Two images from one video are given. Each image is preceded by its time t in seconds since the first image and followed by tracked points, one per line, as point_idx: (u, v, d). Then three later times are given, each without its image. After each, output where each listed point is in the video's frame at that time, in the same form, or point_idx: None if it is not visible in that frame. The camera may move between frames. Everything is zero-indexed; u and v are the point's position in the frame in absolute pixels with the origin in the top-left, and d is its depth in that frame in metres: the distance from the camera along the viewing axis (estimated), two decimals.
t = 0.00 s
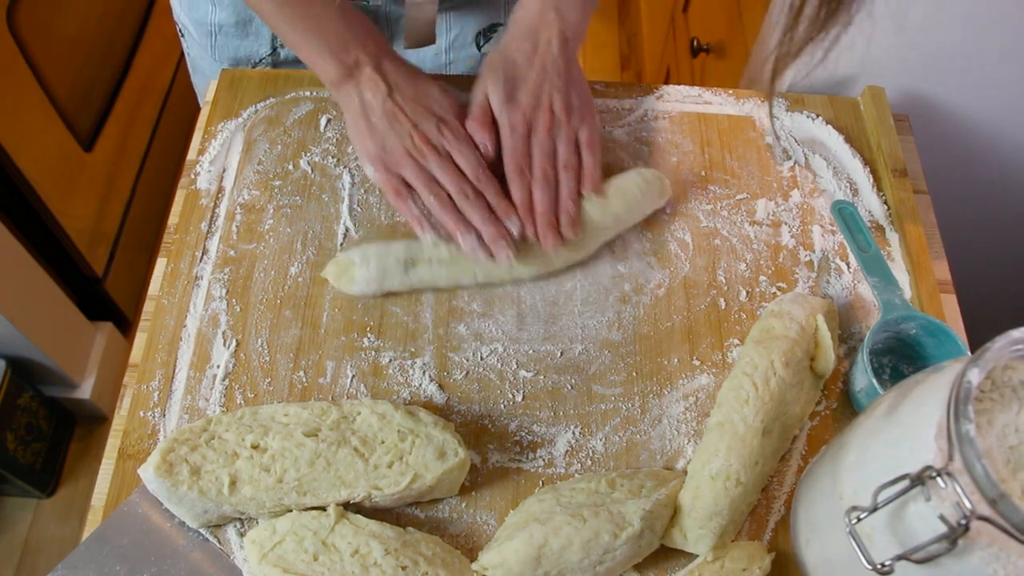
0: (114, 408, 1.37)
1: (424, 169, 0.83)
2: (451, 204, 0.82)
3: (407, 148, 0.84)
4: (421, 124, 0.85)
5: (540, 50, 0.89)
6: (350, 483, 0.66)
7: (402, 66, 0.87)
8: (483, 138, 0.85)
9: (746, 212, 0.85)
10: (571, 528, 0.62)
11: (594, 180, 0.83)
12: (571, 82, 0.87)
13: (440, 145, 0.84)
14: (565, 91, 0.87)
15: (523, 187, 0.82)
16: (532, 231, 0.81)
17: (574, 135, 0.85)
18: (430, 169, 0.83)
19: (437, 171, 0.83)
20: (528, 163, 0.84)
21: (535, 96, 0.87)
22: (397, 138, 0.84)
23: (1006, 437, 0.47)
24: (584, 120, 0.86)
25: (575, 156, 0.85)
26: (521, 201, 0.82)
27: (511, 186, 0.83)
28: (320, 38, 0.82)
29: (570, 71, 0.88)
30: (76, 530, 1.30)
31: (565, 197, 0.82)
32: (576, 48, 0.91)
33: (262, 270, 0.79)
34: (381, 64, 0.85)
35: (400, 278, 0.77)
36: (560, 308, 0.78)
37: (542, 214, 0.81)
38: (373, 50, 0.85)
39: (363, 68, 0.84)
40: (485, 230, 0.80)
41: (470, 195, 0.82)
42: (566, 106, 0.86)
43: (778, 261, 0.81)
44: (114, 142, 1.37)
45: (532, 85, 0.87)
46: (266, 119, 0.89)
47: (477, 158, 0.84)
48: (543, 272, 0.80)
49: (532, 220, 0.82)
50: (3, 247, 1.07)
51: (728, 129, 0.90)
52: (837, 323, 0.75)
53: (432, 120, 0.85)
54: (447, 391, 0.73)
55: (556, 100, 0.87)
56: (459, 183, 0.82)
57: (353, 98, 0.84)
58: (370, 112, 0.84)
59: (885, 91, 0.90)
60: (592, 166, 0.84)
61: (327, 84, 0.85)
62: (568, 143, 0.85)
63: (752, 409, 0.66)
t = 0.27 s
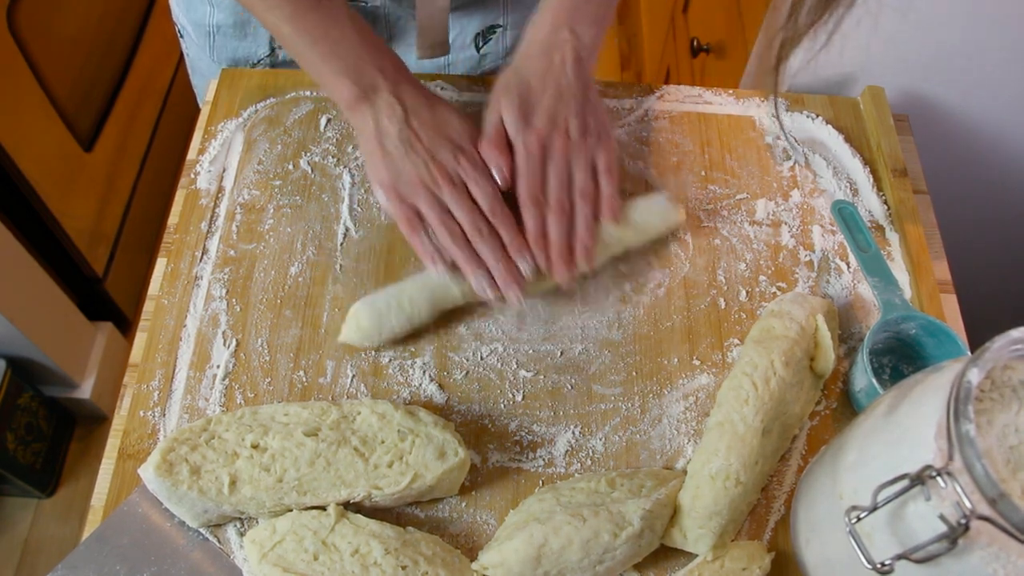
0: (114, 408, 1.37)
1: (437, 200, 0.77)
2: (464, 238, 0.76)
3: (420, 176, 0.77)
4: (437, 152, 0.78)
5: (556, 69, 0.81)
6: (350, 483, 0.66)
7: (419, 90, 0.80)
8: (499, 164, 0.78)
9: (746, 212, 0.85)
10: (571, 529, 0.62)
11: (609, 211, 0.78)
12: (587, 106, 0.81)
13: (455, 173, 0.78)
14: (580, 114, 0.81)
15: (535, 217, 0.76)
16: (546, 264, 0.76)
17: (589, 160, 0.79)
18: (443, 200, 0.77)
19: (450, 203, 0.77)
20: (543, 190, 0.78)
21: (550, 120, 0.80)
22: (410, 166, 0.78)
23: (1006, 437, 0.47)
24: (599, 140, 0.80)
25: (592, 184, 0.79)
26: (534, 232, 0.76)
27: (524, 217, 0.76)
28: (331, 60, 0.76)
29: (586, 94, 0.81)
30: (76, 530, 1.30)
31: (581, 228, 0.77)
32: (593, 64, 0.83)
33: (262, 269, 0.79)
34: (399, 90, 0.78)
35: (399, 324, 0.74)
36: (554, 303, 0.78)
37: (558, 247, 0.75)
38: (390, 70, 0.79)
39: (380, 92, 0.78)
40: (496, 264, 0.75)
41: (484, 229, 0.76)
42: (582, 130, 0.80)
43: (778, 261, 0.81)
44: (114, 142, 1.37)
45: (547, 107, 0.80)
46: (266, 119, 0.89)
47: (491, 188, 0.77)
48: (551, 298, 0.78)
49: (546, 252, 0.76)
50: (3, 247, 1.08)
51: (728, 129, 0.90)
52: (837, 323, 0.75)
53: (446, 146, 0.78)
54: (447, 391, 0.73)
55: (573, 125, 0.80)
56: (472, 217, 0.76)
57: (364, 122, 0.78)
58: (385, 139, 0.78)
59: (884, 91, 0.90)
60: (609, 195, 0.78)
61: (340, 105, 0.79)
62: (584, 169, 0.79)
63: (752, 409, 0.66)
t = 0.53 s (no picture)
0: (114, 408, 1.37)
1: (428, 172, 0.82)
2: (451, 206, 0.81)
3: (410, 149, 0.83)
4: (427, 126, 0.83)
5: (545, 54, 0.86)
6: (350, 484, 0.66)
7: (412, 67, 0.86)
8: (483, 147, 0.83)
9: (746, 212, 0.85)
10: (571, 529, 0.62)
11: (597, 189, 0.82)
12: (575, 90, 0.86)
13: (445, 148, 0.83)
14: (568, 98, 0.85)
15: (523, 195, 0.80)
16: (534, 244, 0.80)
17: (576, 141, 0.84)
18: (432, 173, 0.82)
19: (440, 175, 0.82)
20: (531, 167, 0.82)
21: (541, 102, 0.85)
22: (402, 141, 0.83)
23: (1006, 437, 0.47)
24: (585, 125, 0.84)
25: (578, 164, 0.83)
26: (521, 208, 0.80)
27: (512, 193, 0.81)
28: (325, 35, 0.82)
29: (574, 83, 0.86)
30: (76, 530, 1.30)
31: (569, 208, 0.81)
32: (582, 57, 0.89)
33: (262, 270, 0.79)
34: (392, 65, 0.84)
35: (395, 278, 0.77)
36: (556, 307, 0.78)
37: (546, 224, 0.80)
38: (387, 53, 0.85)
39: (374, 68, 0.83)
40: (482, 233, 0.79)
41: (471, 198, 0.81)
42: (568, 114, 0.84)
43: (778, 261, 0.81)
44: (114, 141, 1.37)
45: (536, 90, 0.85)
46: (266, 119, 0.89)
47: (481, 162, 0.82)
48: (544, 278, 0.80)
49: (532, 227, 0.80)
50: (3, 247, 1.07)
51: (729, 129, 0.90)
52: (837, 323, 0.75)
53: (438, 124, 0.84)
54: (447, 391, 0.73)
55: (561, 107, 0.85)
56: (460, 186, 0.81)
57: (364, 100, 0.83)
58: (380, 114, 0.83)
59: (885, 91, 0.90)
60: (595, 174, 0.83)
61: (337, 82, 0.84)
62: (571, 151, 0.83)
63: (752, 409, 0.66)
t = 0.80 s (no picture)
0: (114, 408, 1.37)
1: (473, 292, 0.74)
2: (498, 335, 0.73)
3: (452, 263, 0.74)
4: (472, 237, 0.75)
5: (596, 141, 0.79)
6: (350, 483, 0.66)
7: (451, 165, 0.78)
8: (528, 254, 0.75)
9: (745, 212, 0.85)
10: (571, 529, 0.62)
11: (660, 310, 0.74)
12: (632, 199, 0.78)
13: (491, 260, 0.75)
14: (627, 199, 0.78)
15: (581, 319, 0.73)
16: (592, 372, 0.73)
17: (638, 253, 0.77)
18: (478, 291, 0.74)
19: (490, 296, 0.73)
20: (589, 286, 0.75)
21: (597, 207, 0.77)
22: (442, 253, 0.75)
23: (1006, 437, 0.47)
24: (648, 232, 0.77)
25: (639, 281, 0.75)
26: (578, 334, 0.73)
27: (569, 316, 0.73)
28: (360, 133, 0.74)
29: (632, 174, 0.79)
30: (76, 530, 1.30)
31: (630, 328, 0.74)
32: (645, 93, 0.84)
33: (262, 270, 0.79)
34: (430, 165, 0.77)
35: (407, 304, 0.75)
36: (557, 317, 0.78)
37: (603, 353, 0.72)
38: (426, 149, 0.77)
39: (412, 170, 0.76)
40: (535, 370, 0.71)
41: (525, 327, 0.73)
42: (629, 215, 0.78)
43: (778, 261, 0.81)
44: (114, 142, 1.37)
45: (592, 193, 0.78)
46: (266, 119, 0.89)
47: (534, 281, 0.74)
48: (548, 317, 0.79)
49: (591, 355, 0.73)
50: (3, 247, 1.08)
51: (728, 129, 0.90)
52: (837, 323, 0.75)
53: (484, 233, 0.76)
54: (447, 391, 0.73)
55: (619, 210, 0.78)
56: (513, 314, 0.73)
57: (397, 201, 0.76)
58: (416, 218, 0.76)
59: (884, 91, 0.91)
60: (658, 292, 0.75)
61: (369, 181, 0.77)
62: (633, 263, 0.76)
63: (752, 409, 0.66)
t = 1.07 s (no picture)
0: (115, 408, 1.37)
1: (425, 161, 0.85)
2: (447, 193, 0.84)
3: (408, 135, 0.86)
4: (423, 110, 0.87)
5: (538, 39, 0.90)
6: (350, 483, 0.66)
7: (411, 54, 0.90)
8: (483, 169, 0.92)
9: (745, 212, 0.85)
10: (571, 528, 0.62)
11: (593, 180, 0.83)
12: (575, 75, 0.89)
13: (440, 132, 0.86)
14: (565, 78, 0.89)
15: (519, 180, 0.83)
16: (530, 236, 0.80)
17: (574, 125, 0.87)
18: (427, 156, 0.85)
19: (438, 166, 0.85)
20: (526, 155, 0.85)
21: (537, 87, 0.88)
22: (402, 126, 0.86)
23: (1006, 437, 0.47)
24: (583, 108, 0.88)
25: (573, 149, 0.85)
26: (516, 190, 0.83)
27: (509, 177, 0.83)
28: (334, 32, 0.85)
29: (570, 62, 0.90)
30: (76, 530, 1.30)
31: (564, 195, 0.82)
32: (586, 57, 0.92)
33: (262, 269, 0.79)
34: (389, 45, 0.88)
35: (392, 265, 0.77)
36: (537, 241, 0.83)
37: (536, 210, 0.81)
38: (383, 38, 0.88)
39: (370, 52, 0.87)
40: (477, 226, 0.80)
41: (468, 185, 0.83)
42: (567, 97, 0.88)
43: (778, 261, 0.81)
44: (114, 141, 1.37)
45: (533, 73, 0.89)
46: (266, 119, 0.89)
47: (475, 147, 0.85)
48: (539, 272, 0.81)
49: (527, 213, 0.82)
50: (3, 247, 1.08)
51: (728, 129, 0.90)
52: (836, 323, 0.75)
53: (433, 109, 0.87)
54: (447, 391, 0.73)
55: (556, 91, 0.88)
56: (457, 174, 0.84)
57: (362, 85, 0.86)
58: (374, 99, 0.86)
59: (884, 91, 0.90)
60: (592, 160, 0.84)
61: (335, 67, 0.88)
62: (567, 136, 0.86)
63: (752, 409, 0.66)
